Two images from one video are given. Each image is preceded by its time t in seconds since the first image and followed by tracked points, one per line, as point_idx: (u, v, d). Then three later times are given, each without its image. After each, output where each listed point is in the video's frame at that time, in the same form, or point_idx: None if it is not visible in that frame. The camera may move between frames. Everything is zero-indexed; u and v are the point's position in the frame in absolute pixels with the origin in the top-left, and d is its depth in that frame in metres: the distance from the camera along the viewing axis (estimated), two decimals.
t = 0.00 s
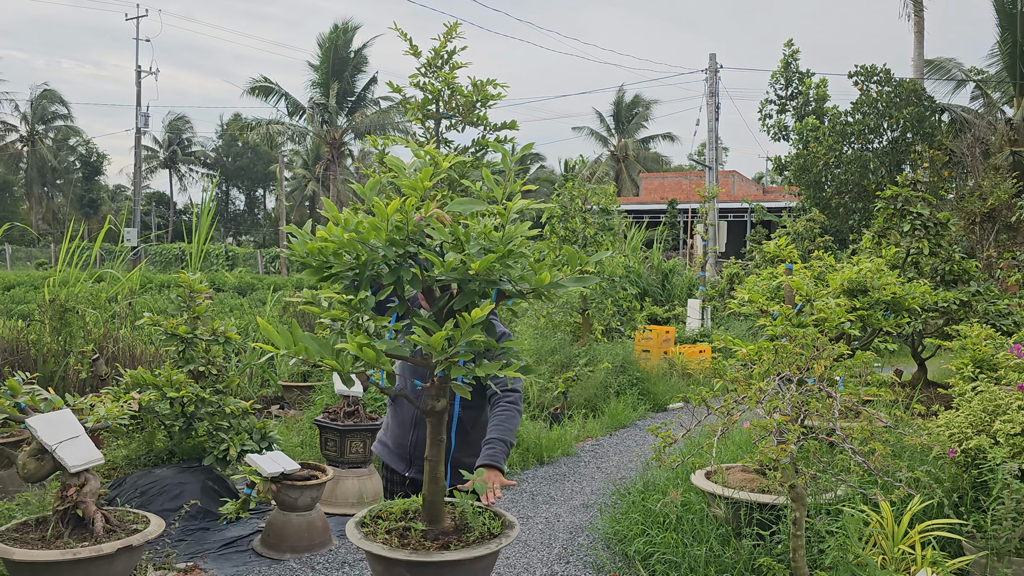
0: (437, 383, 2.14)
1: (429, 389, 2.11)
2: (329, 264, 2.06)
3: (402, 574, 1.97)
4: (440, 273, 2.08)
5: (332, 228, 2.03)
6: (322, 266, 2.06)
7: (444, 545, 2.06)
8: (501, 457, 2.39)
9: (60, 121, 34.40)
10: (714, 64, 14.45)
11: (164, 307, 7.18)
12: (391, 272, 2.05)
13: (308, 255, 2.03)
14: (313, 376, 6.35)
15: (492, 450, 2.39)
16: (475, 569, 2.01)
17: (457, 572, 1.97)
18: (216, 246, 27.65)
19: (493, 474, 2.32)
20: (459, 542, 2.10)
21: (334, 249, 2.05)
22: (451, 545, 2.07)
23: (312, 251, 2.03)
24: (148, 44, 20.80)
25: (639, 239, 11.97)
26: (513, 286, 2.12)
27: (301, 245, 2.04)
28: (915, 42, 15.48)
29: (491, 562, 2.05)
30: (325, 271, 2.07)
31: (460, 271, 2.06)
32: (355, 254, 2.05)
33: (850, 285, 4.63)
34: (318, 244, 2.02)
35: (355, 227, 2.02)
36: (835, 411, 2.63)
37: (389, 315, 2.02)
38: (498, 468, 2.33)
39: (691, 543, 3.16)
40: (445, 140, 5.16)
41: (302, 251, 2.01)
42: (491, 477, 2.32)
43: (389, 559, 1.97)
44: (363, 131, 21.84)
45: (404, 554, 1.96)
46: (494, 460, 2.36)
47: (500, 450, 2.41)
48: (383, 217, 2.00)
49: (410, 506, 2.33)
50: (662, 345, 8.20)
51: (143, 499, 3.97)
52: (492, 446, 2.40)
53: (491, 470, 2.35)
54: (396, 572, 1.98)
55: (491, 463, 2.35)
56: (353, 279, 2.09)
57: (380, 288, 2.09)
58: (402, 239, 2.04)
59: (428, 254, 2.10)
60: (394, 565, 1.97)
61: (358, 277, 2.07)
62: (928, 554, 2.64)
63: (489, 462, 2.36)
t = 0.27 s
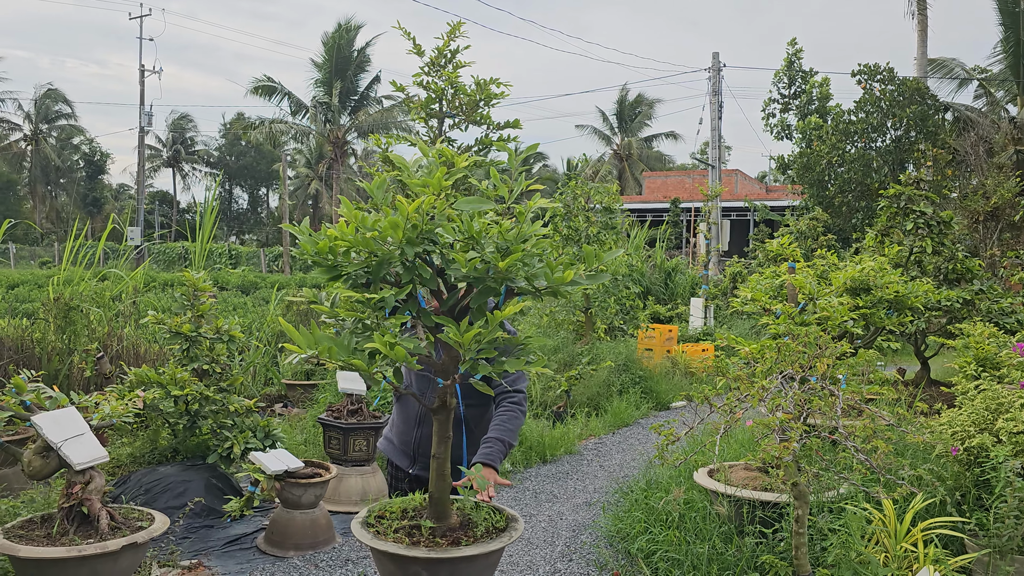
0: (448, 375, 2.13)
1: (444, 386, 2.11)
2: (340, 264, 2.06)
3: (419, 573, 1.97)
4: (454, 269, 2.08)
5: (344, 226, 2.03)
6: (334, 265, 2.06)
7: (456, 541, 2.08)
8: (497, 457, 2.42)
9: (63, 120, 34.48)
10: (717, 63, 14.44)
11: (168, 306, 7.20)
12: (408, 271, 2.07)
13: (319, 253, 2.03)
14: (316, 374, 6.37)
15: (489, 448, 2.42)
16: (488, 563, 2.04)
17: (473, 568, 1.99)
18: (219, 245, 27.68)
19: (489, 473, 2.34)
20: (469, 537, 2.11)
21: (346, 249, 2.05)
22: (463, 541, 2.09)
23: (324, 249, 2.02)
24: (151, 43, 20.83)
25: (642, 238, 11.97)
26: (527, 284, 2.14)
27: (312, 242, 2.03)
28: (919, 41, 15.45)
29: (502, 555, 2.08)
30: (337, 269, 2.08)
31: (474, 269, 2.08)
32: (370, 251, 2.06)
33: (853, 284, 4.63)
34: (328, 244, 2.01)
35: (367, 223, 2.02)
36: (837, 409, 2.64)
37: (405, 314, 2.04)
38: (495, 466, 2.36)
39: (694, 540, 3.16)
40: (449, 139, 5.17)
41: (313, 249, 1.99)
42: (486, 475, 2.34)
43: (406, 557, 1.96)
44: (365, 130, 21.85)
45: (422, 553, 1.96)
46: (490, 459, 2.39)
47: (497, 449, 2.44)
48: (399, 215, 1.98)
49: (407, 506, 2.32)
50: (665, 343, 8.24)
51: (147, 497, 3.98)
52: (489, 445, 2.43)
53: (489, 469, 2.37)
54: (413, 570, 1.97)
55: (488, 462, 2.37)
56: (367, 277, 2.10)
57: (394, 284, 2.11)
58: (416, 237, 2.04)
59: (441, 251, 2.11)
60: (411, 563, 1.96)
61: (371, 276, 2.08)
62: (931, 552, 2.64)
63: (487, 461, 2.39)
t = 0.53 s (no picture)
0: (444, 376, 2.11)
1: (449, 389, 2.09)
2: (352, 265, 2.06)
3: (435, 571, 1.96)
4: (466, 267, 2.09)
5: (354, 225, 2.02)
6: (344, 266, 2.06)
7: (465, 537, 2.09)
8: (486, 455, 2.45)
9: (67, 120, 34.57)
10: (720, 62, 14.42)
11: (171, 305, 7.21)
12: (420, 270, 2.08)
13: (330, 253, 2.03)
14: (319, 374, 6.37)
15: (478, 448, 2.46)
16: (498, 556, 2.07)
17: (487, 562, 2.02)
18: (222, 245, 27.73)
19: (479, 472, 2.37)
20: (475, 532, 2.13)
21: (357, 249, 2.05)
22: (470, 536, 2.10)
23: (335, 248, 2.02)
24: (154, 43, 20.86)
25: (645, 237, 11.97)
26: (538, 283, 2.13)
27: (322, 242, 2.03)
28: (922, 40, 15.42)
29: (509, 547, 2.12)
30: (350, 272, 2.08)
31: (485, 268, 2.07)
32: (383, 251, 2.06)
33: (856, 283, 4.62)
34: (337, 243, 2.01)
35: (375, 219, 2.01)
36: (839, 408, 2.63)
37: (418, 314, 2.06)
38: (484, 465, 2.40)
39: (696, 540, 3.16)
40: (451, 138, 5.17)
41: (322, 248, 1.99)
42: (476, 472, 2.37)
43: (423, 557, 1.95)
44: (368, 130, 21.86)
45: (440, 550, 1.95)
46: (479, 458, 2.42)
47: (487, 447, 2.47)
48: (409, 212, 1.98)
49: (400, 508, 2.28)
50: (668, 344, 8.33)
51: (150, 496, 3.99)
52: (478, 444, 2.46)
53: (478, 468, 2.39)
54: (429, 570, 1.97)
55: (477, 461, 2.41)
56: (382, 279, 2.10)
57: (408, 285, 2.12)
58: (427, 235, 2.04)
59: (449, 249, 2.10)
60: (428, 563, 1.95)
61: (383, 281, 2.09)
62: (934, 552, 2.63)
63: (476, 460, 2.42)
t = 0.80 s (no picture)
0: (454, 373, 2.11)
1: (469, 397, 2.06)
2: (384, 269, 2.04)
3: (460, 571, 1.97)
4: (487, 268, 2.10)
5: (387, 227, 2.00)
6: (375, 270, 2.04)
7: (478, 535, 2.11)
8: (474, 454, 2.47)
9: (70, 120, 34.62)
10: (723, 62, 14.41)
11: (174, 305, 7.22)
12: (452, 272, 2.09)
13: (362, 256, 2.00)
14: (322, 373, 6.37)
15: (465, 446, 2.47)
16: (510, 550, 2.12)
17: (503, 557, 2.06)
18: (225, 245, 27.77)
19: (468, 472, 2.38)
20: (485, 528, 2.16)
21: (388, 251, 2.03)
22: (482, 534, 2.13)
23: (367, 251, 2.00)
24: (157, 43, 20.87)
25: (648, 237, 11.96)
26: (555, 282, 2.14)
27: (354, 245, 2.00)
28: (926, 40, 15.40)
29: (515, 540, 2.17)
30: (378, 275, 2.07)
31: (514, 268, 2.09)
32: (414, 253, 2.05)
33: (860, 283, 4.61)
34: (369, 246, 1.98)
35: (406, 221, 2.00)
36: (843, 409, 2.62)
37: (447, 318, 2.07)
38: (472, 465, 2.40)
39: (699, 540, 3.15)
40: (454, 138, 5.17)
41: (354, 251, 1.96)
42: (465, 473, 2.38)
43: (450, 557, 1.94)
44: (371, 130, 21.87)
45: (468, 549, 1.96)
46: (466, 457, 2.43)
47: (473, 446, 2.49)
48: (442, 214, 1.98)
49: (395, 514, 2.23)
50: (670, 343, 8.25)
51: (153, 496, 3.99)
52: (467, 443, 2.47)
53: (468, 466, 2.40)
54: (453, 570, 1.97)
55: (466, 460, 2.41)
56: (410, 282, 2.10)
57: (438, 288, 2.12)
58: (456, 236, 2.05)
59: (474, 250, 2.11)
60: (454, 563, 1.95)
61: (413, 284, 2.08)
62: (938, 553, 2.62)
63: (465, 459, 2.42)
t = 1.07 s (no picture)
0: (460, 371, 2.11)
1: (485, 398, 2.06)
2: (419, 274, 2.02)
3: (483, 568, 1.98)
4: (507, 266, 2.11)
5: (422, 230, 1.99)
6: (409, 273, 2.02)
7: (487, 531, 2.13)
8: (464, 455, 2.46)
9: (74, 120, 34.72)
10: (726, 62, 14.40)
11: (177, 304, 7.24)
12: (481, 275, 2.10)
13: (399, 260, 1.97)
14: (325, 373, 6.38)
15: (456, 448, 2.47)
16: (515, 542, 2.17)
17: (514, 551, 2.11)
18: (228, 244, 27.80)
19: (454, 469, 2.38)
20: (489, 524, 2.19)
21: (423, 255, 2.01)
22: (488, 529, 2.15)
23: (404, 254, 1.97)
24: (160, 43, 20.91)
25: (651, 237, 11.95)
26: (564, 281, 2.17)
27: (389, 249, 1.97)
28: (930, 39, 15.36)
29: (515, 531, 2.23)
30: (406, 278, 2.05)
31: (538, 267, 2.14)
32: (446, 254, 2.04)
33: (863, 283, 4.59)
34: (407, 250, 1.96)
35: (441, 223, 1.98)
36: (846, 409, 2.61)
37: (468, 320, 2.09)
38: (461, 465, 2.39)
39: (702, 540, 3.15)
40: (457, 138, 5.17)
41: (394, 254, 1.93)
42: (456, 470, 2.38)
43: (476, 555, 1.95)
44: (374, 129, 21.88)
45: (491, 546, 1.99)
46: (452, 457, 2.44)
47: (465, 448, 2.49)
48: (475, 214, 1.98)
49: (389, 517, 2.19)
50: (673, 343, 8.22)
51: (156, 494, 4.00)
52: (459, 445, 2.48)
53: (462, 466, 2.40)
54: (477, 569, 1.98)
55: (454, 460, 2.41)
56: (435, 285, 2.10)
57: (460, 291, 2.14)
58: (486, 236, 2.06)
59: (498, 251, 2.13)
60: (478, 560, 1.97)
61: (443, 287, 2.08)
62: (941, 553, 2.61)
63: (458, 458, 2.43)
